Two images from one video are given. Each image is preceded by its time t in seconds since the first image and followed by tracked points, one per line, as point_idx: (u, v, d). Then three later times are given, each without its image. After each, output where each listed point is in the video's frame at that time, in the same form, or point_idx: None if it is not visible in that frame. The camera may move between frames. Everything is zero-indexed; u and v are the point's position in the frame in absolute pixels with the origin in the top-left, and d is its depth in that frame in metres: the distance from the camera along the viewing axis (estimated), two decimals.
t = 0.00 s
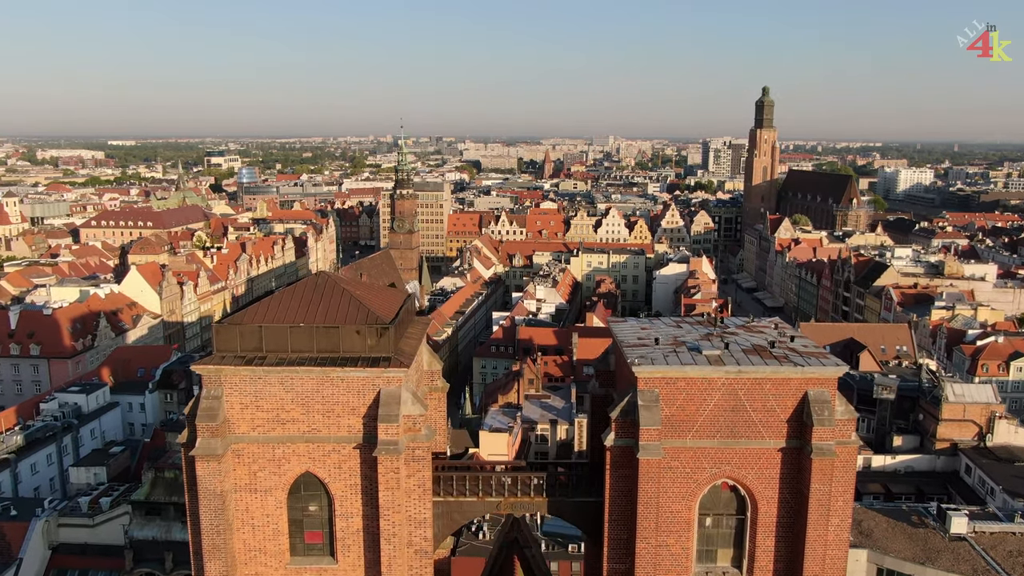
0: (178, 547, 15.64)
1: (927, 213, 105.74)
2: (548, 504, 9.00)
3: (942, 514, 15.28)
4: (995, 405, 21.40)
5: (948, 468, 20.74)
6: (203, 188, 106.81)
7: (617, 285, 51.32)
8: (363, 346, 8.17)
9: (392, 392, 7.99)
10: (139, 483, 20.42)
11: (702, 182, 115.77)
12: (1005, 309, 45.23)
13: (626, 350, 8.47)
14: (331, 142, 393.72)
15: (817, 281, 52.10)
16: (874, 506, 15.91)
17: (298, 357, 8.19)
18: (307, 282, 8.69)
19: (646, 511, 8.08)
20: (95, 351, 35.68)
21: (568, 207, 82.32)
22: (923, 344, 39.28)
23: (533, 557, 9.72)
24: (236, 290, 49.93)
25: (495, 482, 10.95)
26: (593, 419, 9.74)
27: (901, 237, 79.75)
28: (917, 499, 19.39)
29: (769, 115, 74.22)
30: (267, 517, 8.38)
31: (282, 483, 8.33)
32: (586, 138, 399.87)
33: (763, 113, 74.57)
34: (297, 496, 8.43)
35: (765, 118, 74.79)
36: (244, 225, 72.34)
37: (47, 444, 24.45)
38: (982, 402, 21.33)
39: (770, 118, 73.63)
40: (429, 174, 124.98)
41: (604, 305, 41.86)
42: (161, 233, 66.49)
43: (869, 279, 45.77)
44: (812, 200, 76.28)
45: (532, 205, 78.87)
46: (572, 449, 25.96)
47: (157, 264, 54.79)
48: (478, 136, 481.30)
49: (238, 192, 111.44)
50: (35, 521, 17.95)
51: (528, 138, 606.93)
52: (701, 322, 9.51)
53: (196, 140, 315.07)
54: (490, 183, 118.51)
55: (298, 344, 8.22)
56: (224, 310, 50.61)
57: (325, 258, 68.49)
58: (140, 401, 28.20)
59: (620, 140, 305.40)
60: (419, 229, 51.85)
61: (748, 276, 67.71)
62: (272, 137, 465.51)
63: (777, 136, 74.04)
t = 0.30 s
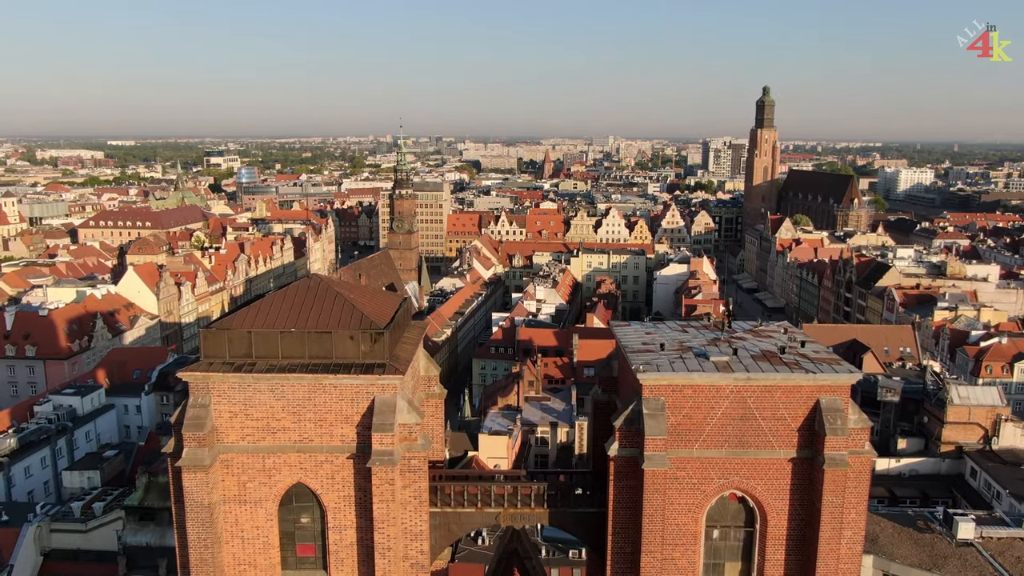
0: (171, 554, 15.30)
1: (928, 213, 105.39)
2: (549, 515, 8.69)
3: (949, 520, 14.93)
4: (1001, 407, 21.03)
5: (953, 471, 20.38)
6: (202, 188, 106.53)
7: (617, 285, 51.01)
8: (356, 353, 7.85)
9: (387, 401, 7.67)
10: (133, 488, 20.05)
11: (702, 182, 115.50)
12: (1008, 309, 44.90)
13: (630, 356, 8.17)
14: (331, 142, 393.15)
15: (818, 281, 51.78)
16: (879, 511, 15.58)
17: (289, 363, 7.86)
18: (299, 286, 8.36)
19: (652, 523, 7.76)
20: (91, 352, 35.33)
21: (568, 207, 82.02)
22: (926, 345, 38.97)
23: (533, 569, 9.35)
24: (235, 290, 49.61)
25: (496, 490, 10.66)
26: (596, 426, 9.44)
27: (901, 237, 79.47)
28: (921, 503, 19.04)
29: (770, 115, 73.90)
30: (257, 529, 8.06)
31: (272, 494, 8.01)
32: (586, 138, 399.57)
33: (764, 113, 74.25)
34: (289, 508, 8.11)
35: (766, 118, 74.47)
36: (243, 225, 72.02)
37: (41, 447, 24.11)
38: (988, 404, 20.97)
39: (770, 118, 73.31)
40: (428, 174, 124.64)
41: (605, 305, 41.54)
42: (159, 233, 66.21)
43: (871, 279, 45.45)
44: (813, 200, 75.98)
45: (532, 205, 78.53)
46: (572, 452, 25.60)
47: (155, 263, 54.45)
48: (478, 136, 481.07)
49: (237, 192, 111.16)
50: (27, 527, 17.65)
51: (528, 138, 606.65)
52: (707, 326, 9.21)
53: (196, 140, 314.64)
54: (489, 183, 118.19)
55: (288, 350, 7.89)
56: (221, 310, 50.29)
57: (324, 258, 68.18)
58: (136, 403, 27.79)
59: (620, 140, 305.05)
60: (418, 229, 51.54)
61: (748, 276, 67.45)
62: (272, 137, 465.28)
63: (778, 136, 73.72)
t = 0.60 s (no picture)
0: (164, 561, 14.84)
1: (929, 214, 105.12)
2: (550, 527, 8.36)
3: (956, 525, 14.66)
4: (1007, 410, 20.59)
5: (958, 474, 20.42)
6: (201, 188, 106.24)
7: (617, 286, 50.69)
8: (349, 359, 7.52)
9: (382, 409, 7.35)
10: (126, 493, 19.68)
11: (702, 182, 115.15)
12: (1011, 309, 44.55)
13: (635, 362, 7.85)
14: (330, 141, 392.50)
15: (820, 282, 51.47)
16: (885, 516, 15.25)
17: (280, 371, 7.54)
18: (290, 289, 8.04)
19: (657, 537, 7.43)
20: (87, 353, 34.98)
21: (568, 207, 81.73)
22: (930, 346, 38.67)
23: None
24: (233, 290, 49.29)
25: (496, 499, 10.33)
26: (599, 434, 9.13)
27: (903, 237, 79.14)
28: (927, 507, 18.97)
29: (770, 114, 73.56)
30: (246, 543, 7.73)
31: (262, 506, 7.69)
32: (585, 138, 399.43)
33: (764, 113, 73.92)
34: (279, 520, 7.79)
35: (766, 118, 74.14)
36: (242, 225, 71.67)
37: (34, 450, 23.77)
38: (994, 407, 20.50)
39: (771, 117, 72.95)
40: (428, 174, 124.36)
41: (605, 306, 41.22)
42: (157, 233, 65.90)
43: (873, 280, 45.14)
44: (813, 200, 75.70)
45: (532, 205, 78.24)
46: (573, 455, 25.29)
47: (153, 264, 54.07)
48: (478, 136, 480.80)
49: (236, 192, 110.88)
50: (18, 532, 17.32)
51: (528, 138, 606.45)
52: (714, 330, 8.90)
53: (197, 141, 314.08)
54: (489, 183, 117.90)
55: (278, 357, 7.56)
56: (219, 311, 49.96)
57: (323, 258, 67.87)
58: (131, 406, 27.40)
59: (620, 140, 305.01)
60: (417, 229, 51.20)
61: (749, 276, 67.15)
62: (272, 137, 465.03)
63: (778, 136, 73.40)
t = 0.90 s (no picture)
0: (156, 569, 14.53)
1: (929, 214, 104.83)
2: (551, 540, 8.04)
3: (963, 530, 14.36)
4: (1013, 413, 20.25)
5: (963, 478, 19.86)
6: (200, 188, 105.89)
7: (617, 286, 50.36)
8: (341, 367, 7.20)
9: (375, 420, 7.03)
10: (120, 499, 19.31)
11: (702, 182, 114.82)
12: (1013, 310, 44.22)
13: (640, 369, 7.52)
14: (330, 141, 391.93)
15: (821, 282, 51.13)
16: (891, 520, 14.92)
17: (268, 378, 7.21)
18: (281, 292, 7.71)
19: (663, 553, 7.12)
20: (83, 354, 34.65)
21: (568, 207, 81.46)
22: (932, 348, 38.35)
23: None
24: (231, 291, 49.00)
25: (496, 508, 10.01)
26: (602, 442, 8.83)
27: (904, 237, 78.83)
28: (931, 512, 18.52)
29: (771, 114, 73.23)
30: (234, 558, 7.41)
31: (250, 519, 7.36)
32: (585, 138, 399.37)
33: (764, 113, 73.61)
34: (268, 534, 7.45)
35: (767, 118, 73.82)
36: (240, 225, 71.34)
37: (28, 453, 23.45)
38: (999, 410, 20.18)
39: (771, 117, 72.62)
40: (428, 175, 124.01)
41: (605, 307, 40.89)
42: (155, 233, 65.60)
43: (875, 280, 44.79)
44: (814, 200, 75.39)
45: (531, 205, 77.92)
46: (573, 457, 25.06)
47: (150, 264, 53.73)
48: (478, 136, 480.54)
49: (236, 193, 110.55)
50: (8, 539, 16.99)
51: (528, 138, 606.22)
52: (720, 335, 8.59)
53: (197, 140, 313.60)
54: (489, 183, 117.55)
55: (267, 364, 7.23)
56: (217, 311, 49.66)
57: (322, 259, 67.56)
58: (127, 407, 27.07)
59: (620, 140, 304.96)
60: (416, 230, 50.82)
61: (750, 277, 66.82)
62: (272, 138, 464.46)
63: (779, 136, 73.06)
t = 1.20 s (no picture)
0: None
1: (930, 214, 104.52)
2: (553, 554, 7.71)
3: (971, 535, 14.00)
4: (1020, 416, 19.87)
5: (969, 482, 19.46)
6: (199, 188, 105.56)
7: (618, 287, 50.03)
8: (332, 375, 6.87)
9: (368, 430, 6.71)
10: (113, 504, 18.90)
11: (702, 182, 114.46)
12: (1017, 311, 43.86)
13: (646, 378, 7.19)
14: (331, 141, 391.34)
15: (822, 283, 50.79)
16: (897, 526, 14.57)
17: (256, 388, 6.86)
18: (272, 297, 7.39)
19: (670, 570, 6.79)
20: (80, 355, 34.31)
21: (568, 207, 81.16)
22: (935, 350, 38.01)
23: None
24: (229, 292, 48.68)
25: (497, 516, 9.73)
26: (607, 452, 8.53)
27: (905, 237, 78.50)
28: (937, 516, 18.10)
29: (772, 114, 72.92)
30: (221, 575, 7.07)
31: (238, 534, 7.02)
32: (585, 138, 399.10)
33: (765, 112, 73.31)
34: (257, 550, 7.11)
35: (767, 118, 73.50)
36: (239, 225, 71.01)
37: (21, 456, 23.07)
38: (1006, 413, 19.82)
39: (772, 117, 72.27)
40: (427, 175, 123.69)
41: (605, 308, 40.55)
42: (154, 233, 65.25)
43: (877, 281, 44.45)
44: (815, 200, 75.10)
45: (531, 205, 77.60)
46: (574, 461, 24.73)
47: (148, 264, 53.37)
48: (478, 136, 480.22)
49: (235, 192, 110.21)
50: None
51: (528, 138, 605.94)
52: (727, 340, 8.28)
53: (197, 140, 312.96)
54: (489, 183, 117.20)
55: (256, 372, 6.90)
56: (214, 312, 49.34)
57: (321, 259, 67.25)
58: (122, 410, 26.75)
59: (620, 140, 304.43)
60: (415, 230, 50.46)
61: (751, 277, 66.45)
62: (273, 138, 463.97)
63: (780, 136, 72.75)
